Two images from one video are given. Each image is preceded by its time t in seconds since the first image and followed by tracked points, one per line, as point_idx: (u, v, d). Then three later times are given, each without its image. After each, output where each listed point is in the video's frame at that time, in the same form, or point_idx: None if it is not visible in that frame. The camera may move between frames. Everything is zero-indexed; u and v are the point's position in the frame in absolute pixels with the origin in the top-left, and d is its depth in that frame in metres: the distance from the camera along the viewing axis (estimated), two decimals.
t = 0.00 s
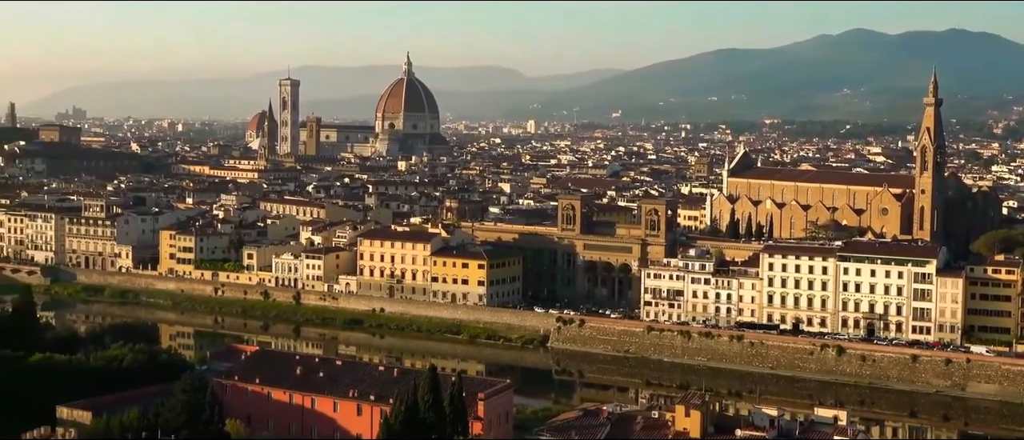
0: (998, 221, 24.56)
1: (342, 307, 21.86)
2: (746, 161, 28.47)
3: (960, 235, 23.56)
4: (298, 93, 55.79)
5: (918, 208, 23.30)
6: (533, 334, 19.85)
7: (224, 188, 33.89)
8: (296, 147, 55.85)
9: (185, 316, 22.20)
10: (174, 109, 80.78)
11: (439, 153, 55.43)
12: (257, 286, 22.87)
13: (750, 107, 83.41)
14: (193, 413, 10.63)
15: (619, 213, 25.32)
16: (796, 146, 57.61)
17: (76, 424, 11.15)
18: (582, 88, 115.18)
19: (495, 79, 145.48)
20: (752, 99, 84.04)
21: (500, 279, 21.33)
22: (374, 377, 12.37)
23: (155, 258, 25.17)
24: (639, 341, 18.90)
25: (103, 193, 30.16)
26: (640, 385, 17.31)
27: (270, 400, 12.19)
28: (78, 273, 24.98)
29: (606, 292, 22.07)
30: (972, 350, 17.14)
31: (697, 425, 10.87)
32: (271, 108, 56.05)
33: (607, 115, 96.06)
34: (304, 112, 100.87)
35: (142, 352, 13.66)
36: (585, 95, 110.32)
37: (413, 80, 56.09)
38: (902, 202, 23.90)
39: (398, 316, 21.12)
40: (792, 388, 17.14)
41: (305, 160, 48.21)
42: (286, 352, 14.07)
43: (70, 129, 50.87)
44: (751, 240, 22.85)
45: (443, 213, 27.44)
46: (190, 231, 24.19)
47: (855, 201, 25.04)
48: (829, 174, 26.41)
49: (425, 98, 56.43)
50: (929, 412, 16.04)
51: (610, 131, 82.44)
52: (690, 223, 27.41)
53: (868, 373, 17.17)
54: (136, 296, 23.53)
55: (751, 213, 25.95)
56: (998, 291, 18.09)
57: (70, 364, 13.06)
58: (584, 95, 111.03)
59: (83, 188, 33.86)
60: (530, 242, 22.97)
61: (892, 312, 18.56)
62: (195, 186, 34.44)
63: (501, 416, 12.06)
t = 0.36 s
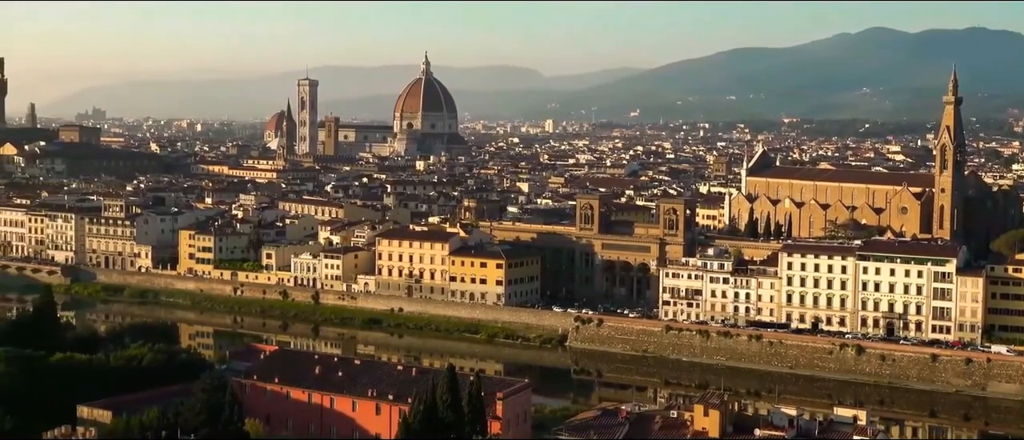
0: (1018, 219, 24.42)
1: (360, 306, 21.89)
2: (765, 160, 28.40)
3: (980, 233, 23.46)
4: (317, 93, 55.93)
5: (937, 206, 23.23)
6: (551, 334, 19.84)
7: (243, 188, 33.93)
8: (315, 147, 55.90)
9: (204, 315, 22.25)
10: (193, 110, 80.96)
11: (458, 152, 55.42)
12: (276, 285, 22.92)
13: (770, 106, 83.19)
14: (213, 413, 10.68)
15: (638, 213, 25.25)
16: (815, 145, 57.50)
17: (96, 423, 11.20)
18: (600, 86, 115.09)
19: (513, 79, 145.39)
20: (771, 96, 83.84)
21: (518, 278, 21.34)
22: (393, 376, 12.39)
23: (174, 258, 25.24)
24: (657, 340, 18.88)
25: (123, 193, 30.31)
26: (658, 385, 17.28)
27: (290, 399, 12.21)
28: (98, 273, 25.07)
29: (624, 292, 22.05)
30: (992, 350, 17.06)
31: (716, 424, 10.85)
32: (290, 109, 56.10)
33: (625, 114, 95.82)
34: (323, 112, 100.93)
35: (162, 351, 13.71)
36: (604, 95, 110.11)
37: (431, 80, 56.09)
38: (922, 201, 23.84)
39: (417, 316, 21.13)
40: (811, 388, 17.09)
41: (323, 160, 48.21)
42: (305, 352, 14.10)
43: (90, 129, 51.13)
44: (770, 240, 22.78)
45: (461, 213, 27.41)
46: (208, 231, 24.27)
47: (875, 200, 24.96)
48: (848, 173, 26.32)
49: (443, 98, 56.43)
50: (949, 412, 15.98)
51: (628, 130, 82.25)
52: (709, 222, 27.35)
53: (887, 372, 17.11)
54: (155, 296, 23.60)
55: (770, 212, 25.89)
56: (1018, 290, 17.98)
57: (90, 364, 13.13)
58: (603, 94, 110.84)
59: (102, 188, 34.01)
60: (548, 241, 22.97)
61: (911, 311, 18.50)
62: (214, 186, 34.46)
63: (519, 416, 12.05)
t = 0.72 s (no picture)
0: None
1: (383, 307, 21.93)
2: (788, 159, 28.31)
3: (1006, 233, 23.33)
4: (339, 94, 56.09)
5: (962, 206, 23.11)
6: (574, 334, 19.84)
7: (267, 189, 34.01)
8: (338, 148, 56.00)
9: (228, 316, 22.34)
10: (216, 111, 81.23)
11: (480, 153, 55.43)
12: (299, 286, 22.97)
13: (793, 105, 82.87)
14: (237, 413, 10.72)
15: (661, 213, 25.19)
16: (839, 144, 57.29)
17: (121, 423, 11.25)
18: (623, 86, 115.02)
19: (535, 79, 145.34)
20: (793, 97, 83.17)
21: (541, 278, 21.33)
22: (416, 377, 12.41)
23: (198, 259, 25.34)
24: (680, 341, 18.85)
25: (147, 194, 30.50)
26: (681, 385, 17.26)
27: (313, 399, 12.24)
28: (122, 274, 25.20)
29: (647, 292, 22.04)
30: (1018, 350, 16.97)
31: (739, 424, 10.84)
32: (313, 109, 56.20)
33: (647, 114, 95.61)
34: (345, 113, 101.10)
35: (186, 352, 13.77)
36: (627, 94, 109.91)
37: (454, 80, 56.13)
38: (947, 200, 23.75)
39: (440, 317, 21.16)
40: (835, 388, 17.03)
41: (346, 161, 48.28)
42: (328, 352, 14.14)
43: (115, 131, 51.50)
44: (794, 239, 22.69)
45: (484, 213, 27.42)
46: (232, 232, 24.35)
47: (899, 200, 24.86)
48: (872, 172, 26.22)
49: (465, 98, 56.47)
50: (974, 412, 15.91)
51: (650, 130, 82.07)
52: (732, 222, 27.29)
53: (912, 372, 17.04)
54: (179, 296, 23.71)
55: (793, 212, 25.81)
56: None
57: (114, 364, 13.19)
58: (626, 93, 110.64)
59: (127, 189, 34.20)
60: (571, 242, 22.96)
61: (935, 311, 18.42)
62: (237, 187, 34.57)
63: (543, 417, 12.05)
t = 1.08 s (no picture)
0: None
1: (409, 308, 21.96)
2: (814, 160, 28.21)
3: None
4: (364, 96, 56.23)
5: (990, 206, 23.00)
6: (600, 335, 19.84)
7: (292, 191, 34.11)
8: (363, 150, 56.12)
9: (254, 317, 22.43)
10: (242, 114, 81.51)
11: (505, 154, 55.44)
12: (325, 287, 23.02)
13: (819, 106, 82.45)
14: (263, 413, 10.76)
15: (687, 213, 25.12)
16: (865, 145, 57.05)
17: (148, 424, 11.31)
18: (647, 85, 114.90)
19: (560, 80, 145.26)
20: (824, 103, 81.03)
21: (566, 279, 21.32)
22: (442, 379, 12.42)
23: (224, 260, 25.43)
24: (706, 342, 18.82)
25: (173, 196, 30.66)
26: (707, 386, 17.23)
27: (338, 400, 12.27)
28: (149, 275, 25.33)
29: (672, 293, 22.01)
30: None
31: (765, 426, 10.80)
32: (338, 111, 56.31)
33: (673, 114, 95.39)
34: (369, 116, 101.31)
35: (214, 353, 13.84)
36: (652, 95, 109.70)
37: (479, 82, 56.16)
38: (974, 201, 23.68)
39: (465, 318, 21.19)
40: (862, 390, 16.96)
41: (371, 162, 48.38)
42: (354, 353, 14.18)
43: (143, 134, 51.80)
44: (821, 240, 22.60)
45: (509, 215, 27.43)
46: (258, 233, 24.44)
47: (926, 200, 24.75)
48: (899, 172, 26.10)
49: (491, 99, 56.49)
50: (1002, 414, 15.81)
51: (675, 131, 81.91)
52: (757, 223, 27.19)
53: (939, 374, 16.96)
54: (206, 298, 23.83)
55: (819, 212, 25.70)
56: None
57: (144, 365, 13.28)
58: (651, 94, 110.46)
59: (154, 191, 34.40)
60: (596, 243, 22.93)
61: (962, 312, 18.33)
62: (263, 189, 34.69)
63: (568, 418, 12.06)
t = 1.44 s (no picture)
0: None
1: (437, 311, 21.98)
2: (842, 162, 28.08)
3: None
4: (391, 98, 56.36)
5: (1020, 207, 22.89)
6: (627, 338, 19.80)
7: (320, 194, 34.22)
8: (390, 153, 56.22)
9: (281, 320, 22.50)
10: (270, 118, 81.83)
11: (532, 156, 55.42)
12: (352, 290, 23.08)
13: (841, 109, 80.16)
14: (290, 415, 10.78)
15: (714, 216, 25.04)
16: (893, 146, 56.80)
17: (176, 426, 11.35)
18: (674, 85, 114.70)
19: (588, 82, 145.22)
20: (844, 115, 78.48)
21: (593, 282, 21.29)
22: (469, 381, 12.42)
23: (253, 263, 25.52)
24: (733, 344, 18.77)
25: (202, 199, 30.81)
26: (735, 389, 17.18)
27: (365, 402, 12.29)
28: (178, 278, 25.44)
29: (699, 295, 21.94)
30: None
31: (793, 429, 10.80)
32: (365, 114, 56.41)
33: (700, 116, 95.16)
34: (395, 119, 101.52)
35: (242, 355, 13.91)
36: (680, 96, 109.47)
37: (505, 84, 56.18)
38: (1003, 202, 23.51)
39: (492, 321, 21.20)
40: (891, 393, 16.89)
41: (398, 165, 48.47)
42: (381, 356, 14.20)
43: (170, 138, 52.09)
44: (849, 242, 22.49)
45: (536, 217, 27.42)
46: (285, 236, 24.53)
47: (955, 202, 24.63)
48: (928, 173, 25.96)
49: (517, 102, 56.48)
50: None
51: (702, 133, 81.75)
52: (785, 225, 27.08)
53: (969, 376, 16.85)
54: (234, 301, 23.91)
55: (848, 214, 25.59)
56: None
57: (171, 367, 13.36)
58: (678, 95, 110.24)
59: (182, 193, 34.59)
60: (623, 245, 22.89)
61: (992, 314, 18.22)
62: (290, 192, 34.79)
63: (595, 420, 12.04)
